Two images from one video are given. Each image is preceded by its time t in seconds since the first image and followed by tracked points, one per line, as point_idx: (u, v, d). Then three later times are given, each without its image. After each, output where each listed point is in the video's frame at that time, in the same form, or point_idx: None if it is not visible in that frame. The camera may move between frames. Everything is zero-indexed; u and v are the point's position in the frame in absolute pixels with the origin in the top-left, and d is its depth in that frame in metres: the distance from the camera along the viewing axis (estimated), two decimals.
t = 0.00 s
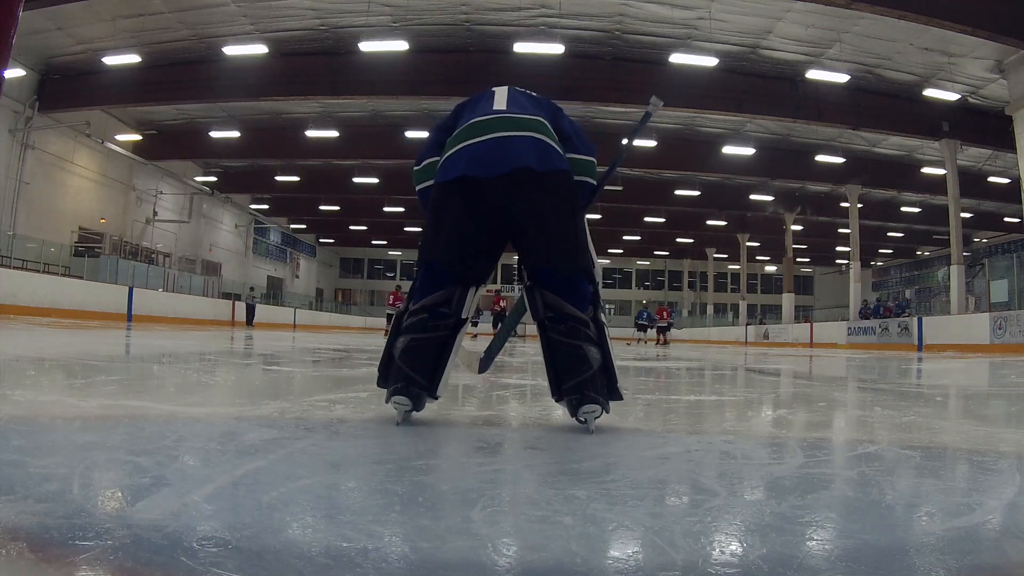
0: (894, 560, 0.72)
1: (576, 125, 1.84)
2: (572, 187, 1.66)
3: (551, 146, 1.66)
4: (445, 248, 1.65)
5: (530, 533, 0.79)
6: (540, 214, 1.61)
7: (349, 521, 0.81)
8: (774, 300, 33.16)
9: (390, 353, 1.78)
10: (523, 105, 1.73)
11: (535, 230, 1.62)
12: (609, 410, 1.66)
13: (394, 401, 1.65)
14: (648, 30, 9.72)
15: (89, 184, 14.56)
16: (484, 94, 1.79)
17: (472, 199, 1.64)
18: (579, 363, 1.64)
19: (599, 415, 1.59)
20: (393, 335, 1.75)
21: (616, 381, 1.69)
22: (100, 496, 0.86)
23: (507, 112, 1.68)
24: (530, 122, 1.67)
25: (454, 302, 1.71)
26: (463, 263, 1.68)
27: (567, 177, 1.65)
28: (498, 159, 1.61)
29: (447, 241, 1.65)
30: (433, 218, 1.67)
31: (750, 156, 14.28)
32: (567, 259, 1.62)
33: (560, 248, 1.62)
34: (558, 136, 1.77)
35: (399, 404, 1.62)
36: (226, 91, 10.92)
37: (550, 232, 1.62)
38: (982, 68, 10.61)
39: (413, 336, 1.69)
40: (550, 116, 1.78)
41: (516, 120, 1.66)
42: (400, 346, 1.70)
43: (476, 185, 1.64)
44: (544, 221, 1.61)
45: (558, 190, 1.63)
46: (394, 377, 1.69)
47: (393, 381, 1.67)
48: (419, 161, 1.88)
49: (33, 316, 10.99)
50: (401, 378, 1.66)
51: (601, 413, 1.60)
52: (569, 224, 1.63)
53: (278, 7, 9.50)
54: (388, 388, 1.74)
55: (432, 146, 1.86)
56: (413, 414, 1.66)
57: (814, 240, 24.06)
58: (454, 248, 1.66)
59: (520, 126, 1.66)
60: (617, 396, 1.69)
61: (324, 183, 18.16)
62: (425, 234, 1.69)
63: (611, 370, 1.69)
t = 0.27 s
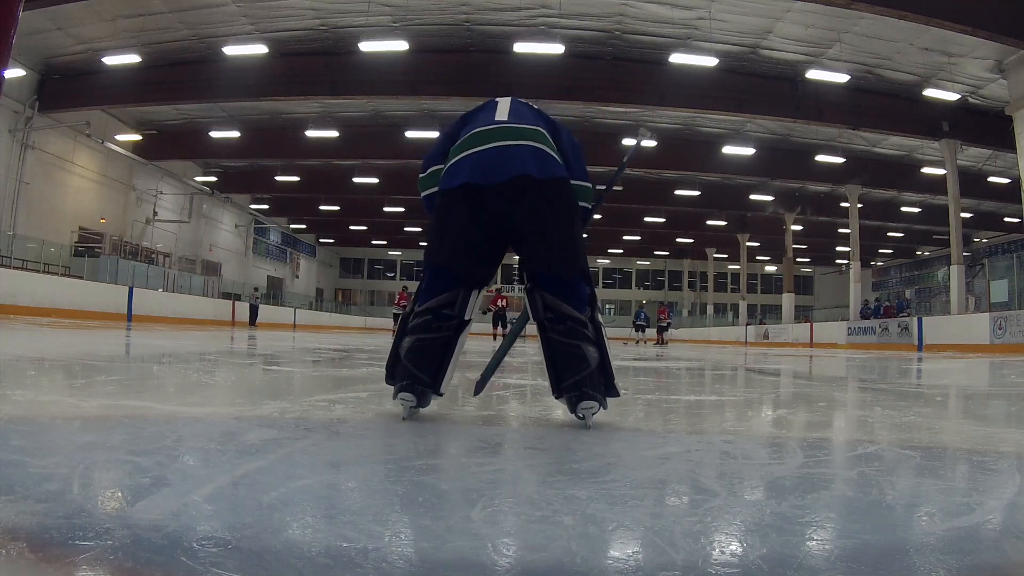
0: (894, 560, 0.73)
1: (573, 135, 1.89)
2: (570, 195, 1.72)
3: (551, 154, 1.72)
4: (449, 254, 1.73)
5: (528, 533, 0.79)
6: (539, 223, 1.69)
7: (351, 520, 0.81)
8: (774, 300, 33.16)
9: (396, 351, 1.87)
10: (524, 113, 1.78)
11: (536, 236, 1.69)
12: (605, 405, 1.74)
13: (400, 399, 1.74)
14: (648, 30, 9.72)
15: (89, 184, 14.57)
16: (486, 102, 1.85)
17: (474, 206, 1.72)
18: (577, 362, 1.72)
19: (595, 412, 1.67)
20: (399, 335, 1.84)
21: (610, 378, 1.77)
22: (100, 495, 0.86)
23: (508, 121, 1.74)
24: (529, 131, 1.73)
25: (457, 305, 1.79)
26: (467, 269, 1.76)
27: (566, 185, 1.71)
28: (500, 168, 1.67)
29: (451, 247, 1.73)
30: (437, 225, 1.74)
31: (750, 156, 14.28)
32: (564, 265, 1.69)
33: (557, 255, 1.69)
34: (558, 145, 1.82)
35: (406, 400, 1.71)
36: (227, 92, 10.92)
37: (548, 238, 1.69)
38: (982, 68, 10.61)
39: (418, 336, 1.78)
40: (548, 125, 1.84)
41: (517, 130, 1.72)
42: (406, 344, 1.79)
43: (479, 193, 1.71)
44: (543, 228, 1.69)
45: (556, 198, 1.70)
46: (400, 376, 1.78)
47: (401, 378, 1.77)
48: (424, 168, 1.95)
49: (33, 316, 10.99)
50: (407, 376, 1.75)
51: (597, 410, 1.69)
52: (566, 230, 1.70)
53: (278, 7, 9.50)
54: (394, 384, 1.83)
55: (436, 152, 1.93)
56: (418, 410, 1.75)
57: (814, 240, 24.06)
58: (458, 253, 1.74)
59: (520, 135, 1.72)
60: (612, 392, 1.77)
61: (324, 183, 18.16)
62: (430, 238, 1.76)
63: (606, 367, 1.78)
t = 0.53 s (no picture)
0: (893, 560, 0.73)
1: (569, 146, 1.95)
2: (568, 203, 1.77)
3: (549, 162, 1.76)
4: (452, 256, 1.80)
5: (529, 533, 0.79)
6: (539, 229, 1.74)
7: (351, 521, 0.81)
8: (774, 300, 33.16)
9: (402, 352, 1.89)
10: (525, 123, 1.84)
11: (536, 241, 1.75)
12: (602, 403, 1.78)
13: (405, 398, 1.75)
14: (648, 30, 9.71)
15: (89, 184, 14.57)
16: (489, 112, 1.91)
17: (476, 211, 1.75)
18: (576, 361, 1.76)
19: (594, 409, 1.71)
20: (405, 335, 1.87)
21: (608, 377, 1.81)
22: (100, 495, 0.86)
23: (509, 131, 1.79)
24: (529, 141, 1.77)
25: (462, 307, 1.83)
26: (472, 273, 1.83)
27: (565, 193, 1.75)
28: (501, 175, 1.72)
29: (455, 250, 1.80)
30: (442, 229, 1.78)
31: (750, 156, 14.28)
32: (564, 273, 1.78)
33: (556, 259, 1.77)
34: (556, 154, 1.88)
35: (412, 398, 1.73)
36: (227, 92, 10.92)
37: (548, 243, 1.75)
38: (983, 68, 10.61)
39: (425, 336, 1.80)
40: (547, 135, 1.89)
41: (517, 139, 1.76)
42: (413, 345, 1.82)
43: (481, 198, 1.75)
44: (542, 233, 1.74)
45: (556, 205, 1.74)
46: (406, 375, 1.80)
47: (406, 377, 1.78)
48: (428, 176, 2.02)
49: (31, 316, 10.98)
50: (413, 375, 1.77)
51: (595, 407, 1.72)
52: (564, 236, 1.75)
53: (278, 7, 9.51)
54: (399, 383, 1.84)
55: (440, 161, 1.99)
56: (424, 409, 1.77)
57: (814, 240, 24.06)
58: (461, 255, 1.80)
59: (521, 144, 1.76)
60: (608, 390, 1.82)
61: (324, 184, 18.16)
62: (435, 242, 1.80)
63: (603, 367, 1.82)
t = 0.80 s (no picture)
0: (894, 560, 0.73)
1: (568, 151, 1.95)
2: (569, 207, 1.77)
3: (549, 167, 1.77)
4: (455, 259, 1.81)
5: (528, 533, 0.79)
6: (540, 231, 1.75)
7: (350, 521, 0.81)
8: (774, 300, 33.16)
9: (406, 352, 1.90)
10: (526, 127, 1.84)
11: (536, 243, 1.76)
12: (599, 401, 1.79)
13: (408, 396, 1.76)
14: (648, 30, 9.71)
15: (89, 184, 14.57)
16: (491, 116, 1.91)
17: (477, 214, 1.76)
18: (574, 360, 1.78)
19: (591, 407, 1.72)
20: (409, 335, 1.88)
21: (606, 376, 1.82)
22: (99, 496, 0.86)
23: (511, 136, 1.79)
24: (530, 146, 1.78)
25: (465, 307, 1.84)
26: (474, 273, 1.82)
27: (565, 197, 1.76)
28: (502, 178, 1.72)
29: (458, 252, 1.80)
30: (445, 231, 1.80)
31: (750, 156, 14.28)
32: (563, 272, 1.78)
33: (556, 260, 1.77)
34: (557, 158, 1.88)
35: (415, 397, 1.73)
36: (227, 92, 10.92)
37: (548, 245, 1.76)
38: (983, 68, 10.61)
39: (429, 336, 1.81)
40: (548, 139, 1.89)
41: (518, 145, 1.76)
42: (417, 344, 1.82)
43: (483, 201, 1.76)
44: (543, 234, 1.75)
45: (556, 208, 1.74)
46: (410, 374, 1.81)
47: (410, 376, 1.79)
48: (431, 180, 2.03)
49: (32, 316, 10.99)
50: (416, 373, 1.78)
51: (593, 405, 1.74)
52: (564, 238, 1.76)
53: (278, 7, 9.51)
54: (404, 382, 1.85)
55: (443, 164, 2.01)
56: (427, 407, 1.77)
57: (814, 240, 24.06)
58: (465, 259, 1.81)
59: (523, 148, 1.77)
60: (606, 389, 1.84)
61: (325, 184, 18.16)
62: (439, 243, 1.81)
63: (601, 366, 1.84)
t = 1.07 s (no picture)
0: (893, 560, 0.73)
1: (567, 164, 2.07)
2: (570, 209, 1.88)
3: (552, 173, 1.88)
4: (460, 258, 1.84)
5: (529, 533, 0.79)
6: (543, 231, 1.82)
7: (350, 522, 0.81)
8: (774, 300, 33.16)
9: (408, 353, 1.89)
10: (529, 138, 1.96)
11: (541, 243, 1.82)
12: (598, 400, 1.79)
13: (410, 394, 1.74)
14: (648, 30, 9.72)
15: (89, 184, 14.57)
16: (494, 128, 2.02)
17: (485, 215, 1.82)
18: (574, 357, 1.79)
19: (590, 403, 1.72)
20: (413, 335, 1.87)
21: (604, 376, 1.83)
22: (100, 495, 0.87)
23: (516, 142, 1.90)
24: (535, 153, 1.90)
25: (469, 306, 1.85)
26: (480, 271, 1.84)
27: (567, 201, 1.86)
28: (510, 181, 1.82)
29: (464, 251, 1.84)
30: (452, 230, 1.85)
31: (750, 156, 14.28)
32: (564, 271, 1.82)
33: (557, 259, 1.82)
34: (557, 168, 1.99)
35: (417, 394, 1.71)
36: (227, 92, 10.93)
37: (551, 245, 1.82)
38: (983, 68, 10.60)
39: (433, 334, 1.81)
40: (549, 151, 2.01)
41: (523, 153, 1.88)
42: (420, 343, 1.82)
43: (490, 203, 1.83)
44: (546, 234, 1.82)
45: (560, 211, 1.84)
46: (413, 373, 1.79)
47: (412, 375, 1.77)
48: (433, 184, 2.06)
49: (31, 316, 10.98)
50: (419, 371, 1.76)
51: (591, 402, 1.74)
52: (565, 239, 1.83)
53: (278, 7, 9.51)
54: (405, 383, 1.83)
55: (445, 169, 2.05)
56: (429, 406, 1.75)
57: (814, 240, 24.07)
58: (469, 259, 1.84)
59: (528, 155, 1.89)
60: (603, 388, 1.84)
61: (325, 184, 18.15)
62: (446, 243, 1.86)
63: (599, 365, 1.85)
